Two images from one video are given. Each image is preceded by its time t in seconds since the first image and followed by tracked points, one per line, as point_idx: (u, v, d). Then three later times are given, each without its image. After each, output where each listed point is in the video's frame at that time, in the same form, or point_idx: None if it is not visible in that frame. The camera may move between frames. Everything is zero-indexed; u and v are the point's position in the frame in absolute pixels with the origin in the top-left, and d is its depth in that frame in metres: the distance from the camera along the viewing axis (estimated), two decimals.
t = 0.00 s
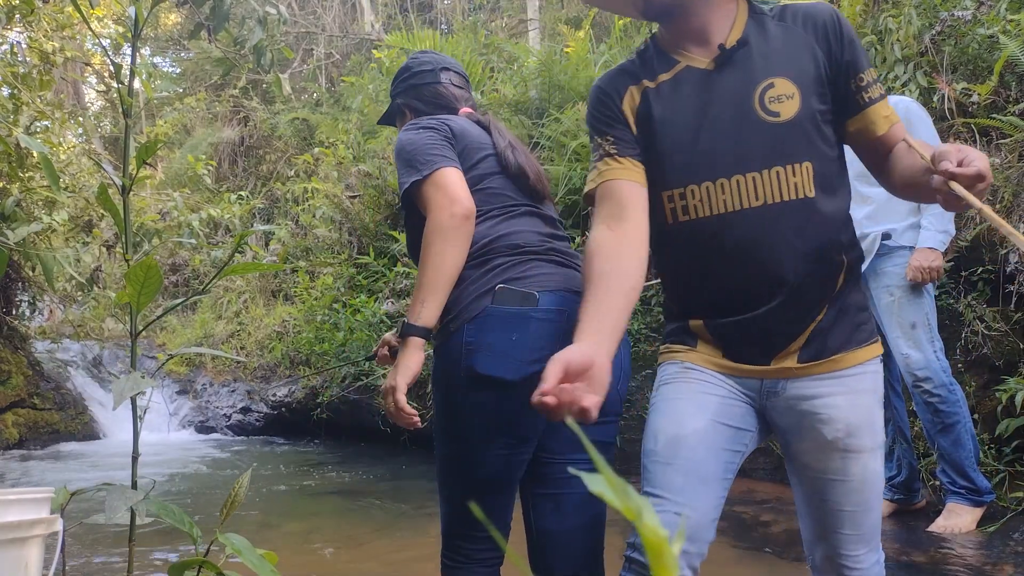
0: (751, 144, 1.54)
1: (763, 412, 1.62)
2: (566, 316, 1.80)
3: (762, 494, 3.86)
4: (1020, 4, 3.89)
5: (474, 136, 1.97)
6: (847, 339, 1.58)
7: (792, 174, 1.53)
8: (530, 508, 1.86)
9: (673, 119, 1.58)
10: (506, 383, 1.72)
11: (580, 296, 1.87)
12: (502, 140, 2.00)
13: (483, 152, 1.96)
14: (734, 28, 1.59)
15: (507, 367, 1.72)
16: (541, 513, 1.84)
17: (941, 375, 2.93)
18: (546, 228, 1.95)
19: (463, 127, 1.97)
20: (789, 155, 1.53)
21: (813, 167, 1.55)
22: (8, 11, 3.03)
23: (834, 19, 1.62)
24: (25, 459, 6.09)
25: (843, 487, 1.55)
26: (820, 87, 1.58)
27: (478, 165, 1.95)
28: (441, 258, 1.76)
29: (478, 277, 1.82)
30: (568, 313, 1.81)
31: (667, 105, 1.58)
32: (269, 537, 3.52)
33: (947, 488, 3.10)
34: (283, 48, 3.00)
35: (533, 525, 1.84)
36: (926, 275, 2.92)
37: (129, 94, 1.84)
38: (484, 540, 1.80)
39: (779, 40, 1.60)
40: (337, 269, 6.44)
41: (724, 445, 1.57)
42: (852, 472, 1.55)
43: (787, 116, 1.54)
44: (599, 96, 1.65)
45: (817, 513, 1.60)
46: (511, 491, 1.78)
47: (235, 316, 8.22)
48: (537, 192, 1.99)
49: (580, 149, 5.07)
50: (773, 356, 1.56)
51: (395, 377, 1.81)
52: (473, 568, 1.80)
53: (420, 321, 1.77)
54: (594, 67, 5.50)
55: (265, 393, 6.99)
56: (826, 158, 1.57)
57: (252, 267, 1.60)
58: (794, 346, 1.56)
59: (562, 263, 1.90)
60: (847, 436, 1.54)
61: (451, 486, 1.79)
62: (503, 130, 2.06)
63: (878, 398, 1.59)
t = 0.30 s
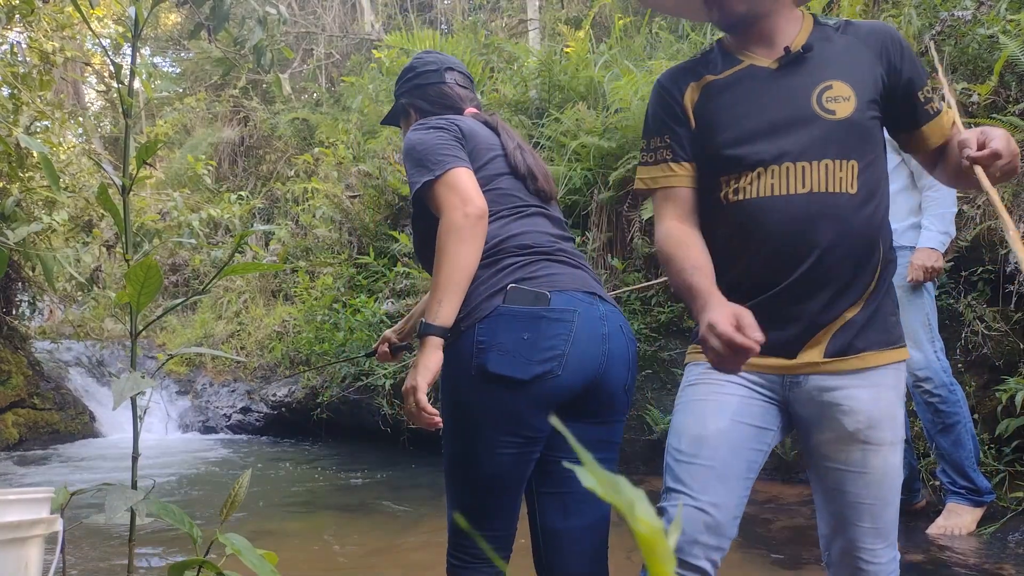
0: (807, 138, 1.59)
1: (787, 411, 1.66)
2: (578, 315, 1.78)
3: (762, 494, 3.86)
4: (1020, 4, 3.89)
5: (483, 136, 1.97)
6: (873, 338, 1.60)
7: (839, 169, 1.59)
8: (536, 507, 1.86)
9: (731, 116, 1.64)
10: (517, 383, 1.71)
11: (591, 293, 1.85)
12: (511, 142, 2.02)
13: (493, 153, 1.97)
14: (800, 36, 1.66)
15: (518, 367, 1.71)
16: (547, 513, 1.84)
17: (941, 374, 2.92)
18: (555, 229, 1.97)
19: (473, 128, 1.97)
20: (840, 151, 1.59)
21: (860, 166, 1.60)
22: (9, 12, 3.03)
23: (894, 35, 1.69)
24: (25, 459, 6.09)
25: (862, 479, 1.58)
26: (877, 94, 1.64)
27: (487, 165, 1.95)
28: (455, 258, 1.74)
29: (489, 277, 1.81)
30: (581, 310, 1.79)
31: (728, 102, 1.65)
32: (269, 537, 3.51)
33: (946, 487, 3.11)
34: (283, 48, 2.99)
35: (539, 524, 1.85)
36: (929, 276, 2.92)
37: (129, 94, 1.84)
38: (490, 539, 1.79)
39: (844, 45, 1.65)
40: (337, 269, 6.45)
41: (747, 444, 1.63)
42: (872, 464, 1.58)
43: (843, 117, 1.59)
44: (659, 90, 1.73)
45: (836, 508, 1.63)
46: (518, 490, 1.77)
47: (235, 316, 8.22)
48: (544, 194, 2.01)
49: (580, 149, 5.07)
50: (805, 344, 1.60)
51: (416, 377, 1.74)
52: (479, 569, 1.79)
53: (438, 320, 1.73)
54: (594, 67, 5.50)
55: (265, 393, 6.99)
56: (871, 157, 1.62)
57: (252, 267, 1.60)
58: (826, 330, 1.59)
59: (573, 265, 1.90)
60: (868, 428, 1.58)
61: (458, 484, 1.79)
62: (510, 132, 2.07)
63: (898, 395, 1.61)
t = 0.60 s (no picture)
0: (826, 140, 1.65)
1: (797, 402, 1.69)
2: (584, 314, 1.78)
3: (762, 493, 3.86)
4: (1020, 4, 3.89)
5: (488, 136, 1.97)
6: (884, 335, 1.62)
7: (856, 169, 1.64)
8: (538, 507, 1.86)
9: (752, 122, 1.69)
10: (523, 383, 1.71)
11: (595, 293, 1.85)
12: (515, 142, 2.02)
13: (498, 153, 1.96)
14: (811, 47, 1.72)
15: (525, 367, 1.71)
16: (549, 512, 1.84)
17: (942, 375, 2.92)
18: (559, 229, 1.98)
19: (478, 127, 1.96)
20: (857, 151, 1.65)
21: (874, 165, 1.65)
22: (9, 12, 3.03)
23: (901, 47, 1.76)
24: (25, 459, 6.08)
25: (861, 472, 1.58)
26: (888, 98, 1.70)
27: (492, 165, 1.95)
28: (461, 258, 1.73)
29: (495, 277, 1.81)
30: (586, 310, 1.79)
31: (752, 109, 1.69)
32: (269, 537, 3.51)
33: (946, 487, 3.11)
34: (283, 48, 2.99)
35: (542, 524, 1.85)
36: (933, 280, 2.92)
37: (129, 94, 1.84)
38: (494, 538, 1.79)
39: (848, 54, 1.73)
40: (337, 269, 6.45)
41: (761, 442, 1.67)
42: (873, 458, 1.58)
43: (859, 121, 1.65)
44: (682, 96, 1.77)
45: (835, 499, 1.63)
46: (522, 488, 1.77)
47: (235, 316, 8.22)
48: (547, 194, 2.02)
49: (580, 149, 5.07)
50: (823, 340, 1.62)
51: (421, 376, 1.74)
52: (482, 568, 1.80)
53: (443, 320, 1.72)
54: (594, 68, 5.50)
55: (265, 393, 6.98)
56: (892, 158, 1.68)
57: (252, 267, 1.60)
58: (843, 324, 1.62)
59: (577, 264, 1.91)
60: (871, 423, 1.58)
61: (462, 483, 1.79)
62: (513, 131, 2.07)
63: (903, 392, 1.61)
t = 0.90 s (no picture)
0: (807, 142, 1.66)
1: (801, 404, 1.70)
2: (587, 314, 1.78)
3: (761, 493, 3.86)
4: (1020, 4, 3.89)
5: (491, 136, 1.97)
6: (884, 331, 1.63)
7: (839, 166, 1.64)
8: (538, 506, 1.86)
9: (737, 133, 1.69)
10: (526, 383, 1.71)
11: (599, 293, 1.86)
12: (517, 142, 2.02)
13: (500, 153, 1.96)
14: (780, 58, 1.74)
15: (527, 367, 1.71)
16: (550, 512, 1.84)
17: (942, 375, 2.92)
18: (562, 230, 1.98)
19: (479, 127, 1.96)
20: (838, 151, 1.65)
21: (858, 160, 1.66)
22: (9, 12, 3.03)
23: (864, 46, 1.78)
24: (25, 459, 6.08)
25: (857, 469, 1.59)
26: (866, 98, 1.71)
27: (495, 165, 1.95)
28: (464, 258, 1.73)
29: (498, 277, 1.81)
30: (589, 310, 1.79)
31: (735, 123, 1.70)
32: (269, 538, 3.51)
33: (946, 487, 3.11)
34: (283, 48, 2.99)
35: (542, 524, 1.84)
36: (932, 280, 2.92)
37: (128, 94, 1.85)
38: (497, 538, 1.78)
39: (818, 59, 1.74)
40: (337, 269, 6.45)
41: (779, 465, 1.70)
42: (868, 455, 1.58)
43: (835, 121, 1.66)
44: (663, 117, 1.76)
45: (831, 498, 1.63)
46: (525, 489, 1.77)
47: (235, 316, 8.23)
48: (548, 194, 2.02)
49: (580, 149, 5.07)
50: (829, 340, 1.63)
51: (423, 376, 1.73)
52: (483, 568, 1.79)
53: (446, 320, 1.71)
54: (594, 67, 5.50)
55: (265, 393, 6.98)
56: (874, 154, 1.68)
57: (252, 267, 1.60)
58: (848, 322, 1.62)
59: (580, 263, 1.91)
60: (866, 420, 1.58)
61: (465, 484, 1.79)
62: (516, 131, 2.07)
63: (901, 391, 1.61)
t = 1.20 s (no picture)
0: (775, 156, 1.62)
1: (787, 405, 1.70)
2: (588, 315, 1.78)
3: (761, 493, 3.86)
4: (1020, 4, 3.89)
5: (492, 136, 1.97)
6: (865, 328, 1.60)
7: (804, 177, 1.60)
8: (539, 506, 1.86)
9: (707, 154, 1.69)
10: (527, 382, 1.71)
11: (601, 295, 1.86)
12: (517, 143, 2.02)
13: (502, 153, 1.96)
14: (745, 70, 1.69)
15: (529, 367, 1.71)
16: (551, 512, 1.84)
17: (942, 375, 2.92)
18: (563, 231, 1.97)
19: (479, 127, 1.96)
20: (807, 162, 1.61)
21: (827, 169, 1.60)
22: (9, 12, 3.03)
23: (836, 45, 1.68)
24: (26, 459, 6.08)
25: (831, 463, 1.58)
26: (831, 104, 1.64)
27: (496, 165, 1.95)
28: (464, 258, 1.73)
29: (499, 276, 1.81)
30: (590, 311, 1.79)
31: (704, 146, 1.70)
32: (269, 538, 3.51)
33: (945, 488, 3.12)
34: (283, 48, 2.99)
35: (543, 524, 1.84)
36: (932, 280, 2.91)
37: (129, 94, 1.85)
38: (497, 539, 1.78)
39: (780, 67, 1.68)
40: (337, 269, 6.46)
41: (771, 460, 1.76)
42: (841, 448, 1.57)
43: (796, 134, 1.61)
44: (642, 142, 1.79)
45: (814, 496, 1.63)
46: (523, 489, 1.77)
47: (235, 316, 8.23)
48: (545, 195, 2.01)
49: (580, 149, 5.07)
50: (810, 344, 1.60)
51: (426, 376, 1.71)
52: (485, 569, 1.79)
53: (449, 319, 1.71)
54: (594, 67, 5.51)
55: (265, 393, 6.97)
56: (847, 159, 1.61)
57: (252, 267, 1.60)
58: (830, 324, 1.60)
59: (580, 265, 1.90)
60: (838, 412, 1.58)
61: (465, 484, 1.79)
62: (517, 131, 2.07)
63: (881, 385, 1.58)
